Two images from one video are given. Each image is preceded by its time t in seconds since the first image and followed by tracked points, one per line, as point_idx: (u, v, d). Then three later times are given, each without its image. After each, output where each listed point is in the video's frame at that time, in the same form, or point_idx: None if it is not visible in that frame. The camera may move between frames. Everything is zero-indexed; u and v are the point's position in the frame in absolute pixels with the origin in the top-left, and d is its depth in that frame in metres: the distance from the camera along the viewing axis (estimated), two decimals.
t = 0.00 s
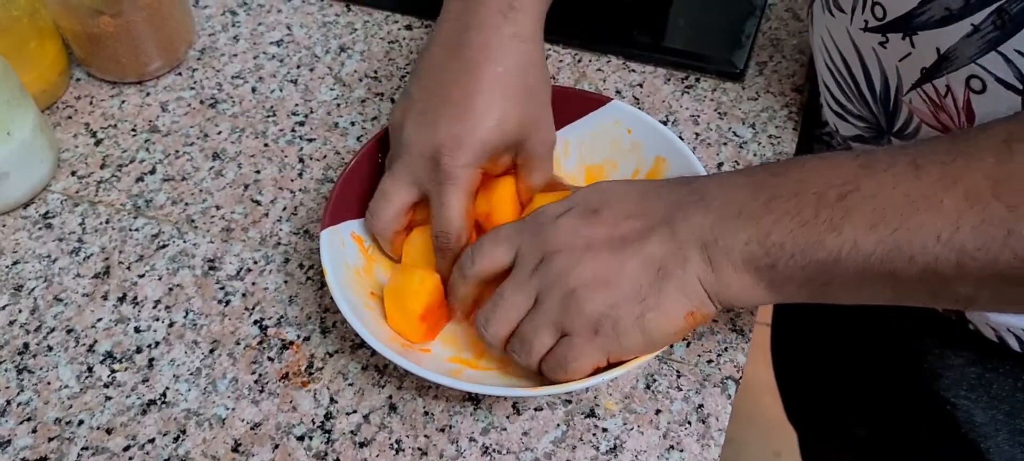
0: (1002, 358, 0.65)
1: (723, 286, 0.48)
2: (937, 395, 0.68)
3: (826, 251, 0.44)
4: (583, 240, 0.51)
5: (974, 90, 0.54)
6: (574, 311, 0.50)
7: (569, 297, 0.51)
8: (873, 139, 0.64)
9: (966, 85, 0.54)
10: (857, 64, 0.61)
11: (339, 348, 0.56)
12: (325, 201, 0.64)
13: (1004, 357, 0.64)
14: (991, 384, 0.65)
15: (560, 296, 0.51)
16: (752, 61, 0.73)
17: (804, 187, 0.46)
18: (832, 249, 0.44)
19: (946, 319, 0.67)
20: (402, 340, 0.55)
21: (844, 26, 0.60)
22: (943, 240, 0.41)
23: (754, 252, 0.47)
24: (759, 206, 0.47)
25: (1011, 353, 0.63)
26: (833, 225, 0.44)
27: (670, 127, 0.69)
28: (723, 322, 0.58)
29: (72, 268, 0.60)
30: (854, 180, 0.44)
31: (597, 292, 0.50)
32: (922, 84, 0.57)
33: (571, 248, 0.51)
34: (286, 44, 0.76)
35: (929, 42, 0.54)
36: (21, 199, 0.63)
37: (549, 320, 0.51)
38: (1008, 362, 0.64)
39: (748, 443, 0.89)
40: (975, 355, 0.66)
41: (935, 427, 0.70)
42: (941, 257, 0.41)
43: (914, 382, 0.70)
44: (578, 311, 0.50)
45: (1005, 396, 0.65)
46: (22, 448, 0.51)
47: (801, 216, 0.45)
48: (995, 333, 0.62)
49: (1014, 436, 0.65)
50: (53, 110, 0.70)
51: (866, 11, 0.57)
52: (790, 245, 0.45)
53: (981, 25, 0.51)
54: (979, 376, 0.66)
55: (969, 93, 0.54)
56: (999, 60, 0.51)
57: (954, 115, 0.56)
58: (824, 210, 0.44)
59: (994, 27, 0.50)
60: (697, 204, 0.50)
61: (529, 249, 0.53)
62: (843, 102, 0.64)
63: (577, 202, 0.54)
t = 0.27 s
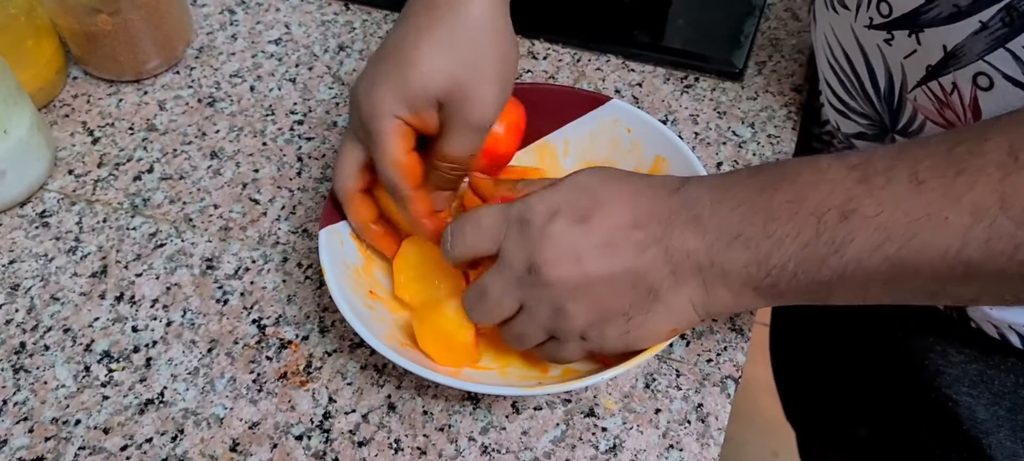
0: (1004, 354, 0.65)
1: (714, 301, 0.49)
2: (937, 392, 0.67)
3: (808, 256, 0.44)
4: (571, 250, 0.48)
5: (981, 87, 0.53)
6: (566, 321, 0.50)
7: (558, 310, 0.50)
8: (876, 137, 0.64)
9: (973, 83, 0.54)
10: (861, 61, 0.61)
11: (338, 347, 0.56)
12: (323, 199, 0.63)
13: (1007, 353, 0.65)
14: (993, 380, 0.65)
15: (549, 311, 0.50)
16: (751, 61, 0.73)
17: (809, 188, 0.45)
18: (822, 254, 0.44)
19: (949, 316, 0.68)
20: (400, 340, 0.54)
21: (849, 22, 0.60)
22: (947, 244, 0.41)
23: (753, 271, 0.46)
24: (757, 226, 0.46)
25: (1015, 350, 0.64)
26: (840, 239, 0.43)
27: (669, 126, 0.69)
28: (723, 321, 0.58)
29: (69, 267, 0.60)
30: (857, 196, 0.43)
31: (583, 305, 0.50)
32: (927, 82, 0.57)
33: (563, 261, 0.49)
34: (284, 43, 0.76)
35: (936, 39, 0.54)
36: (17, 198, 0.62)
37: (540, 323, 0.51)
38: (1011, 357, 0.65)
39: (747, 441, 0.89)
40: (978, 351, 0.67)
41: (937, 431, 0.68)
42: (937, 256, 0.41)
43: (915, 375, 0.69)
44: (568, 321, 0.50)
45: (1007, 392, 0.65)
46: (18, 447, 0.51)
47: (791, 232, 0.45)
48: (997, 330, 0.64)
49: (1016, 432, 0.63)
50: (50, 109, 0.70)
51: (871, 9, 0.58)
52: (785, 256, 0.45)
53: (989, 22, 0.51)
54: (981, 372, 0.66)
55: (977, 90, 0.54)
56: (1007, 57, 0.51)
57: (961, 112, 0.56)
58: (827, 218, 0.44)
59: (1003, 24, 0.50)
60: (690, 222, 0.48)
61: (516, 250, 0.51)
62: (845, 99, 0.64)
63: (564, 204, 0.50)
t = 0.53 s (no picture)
0: (999, 352, 0.66)
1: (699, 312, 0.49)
2: (934, 390, 0.67)
3: (803, 265, 0.43)
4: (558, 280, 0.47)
5: (974, 82, 0.53)
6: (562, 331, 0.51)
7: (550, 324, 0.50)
8: (871, 133, 0.64)
9: (966, 78, 0.54)
10: (856, 57, 0.61)
11: (334, 347, 0.56)
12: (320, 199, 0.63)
13: (1002, 351, 0.66)
14: (988, 379, 0.66)
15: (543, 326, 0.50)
16: (748, 61, 0.73)
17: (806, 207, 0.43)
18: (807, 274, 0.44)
19: (946, 315, 0.68)
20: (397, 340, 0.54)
21: (844, 18, 0.60)
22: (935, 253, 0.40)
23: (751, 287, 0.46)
24: (740, 250, 0.45)
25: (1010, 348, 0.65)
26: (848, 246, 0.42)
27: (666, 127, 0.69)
28: (719, 322, 0.58)
29: (66, 267, 0.60)
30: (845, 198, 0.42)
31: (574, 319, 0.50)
32: (921, 77, 0.56)
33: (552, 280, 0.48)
34: (281, 43, 0.76)
35: (930, 34, 0.54)
36: (15, 198, 0.62)
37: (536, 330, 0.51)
38: (1007, 355, 0.66)
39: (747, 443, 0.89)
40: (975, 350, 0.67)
41: (936, 431, 0.68)
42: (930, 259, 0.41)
43: (913, 375, 0.69)
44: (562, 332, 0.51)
45: (1002, 391, 0.65)
46: (15, 447, 0.51)
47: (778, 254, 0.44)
48: (992, 329, 0.64)
49: (1011, 430, 0.64)
50: (48, 110, 0.70)
51: (865, 4, 0.58)
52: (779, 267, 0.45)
53: (982, 17, 0.51)
54: (976, 370, 0.66)
55: (970, 85, 0.54)
56: (1000, 52, 0.51)
57: (955, 108, 0.56)
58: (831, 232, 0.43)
59: (996, 18, 0.50)
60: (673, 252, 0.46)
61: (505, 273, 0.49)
62: (840, 96, 0.64)
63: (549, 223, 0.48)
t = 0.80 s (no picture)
0: (995, 355, 0.64)
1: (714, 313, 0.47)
2: (931, 392, 0.67)
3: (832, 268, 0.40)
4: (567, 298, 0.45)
5: (966, 87, 0.54)
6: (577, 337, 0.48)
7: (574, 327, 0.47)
8: (865, 135, 0.64)
9: (958, 82, 0.54)
10: (850, 59, 0.61)
11: (333, 349, 0.56)
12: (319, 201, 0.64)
13: (998, 354, 0.64)
14: (984, 382, 0.65)
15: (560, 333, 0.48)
16: (746, 63, 0.73)
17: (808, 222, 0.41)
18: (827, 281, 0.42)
19: (942, 319, 0.67)
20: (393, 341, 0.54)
21: (837, 21, 0.60)
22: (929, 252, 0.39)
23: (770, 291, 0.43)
24: (763, 266, 0.42)
25: (1005, 351, 0.63)
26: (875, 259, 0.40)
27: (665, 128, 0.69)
28: (717, 323, 0.58)
29: (66, 269, 0.60)
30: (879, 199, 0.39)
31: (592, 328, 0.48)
32: (914, 80, 0.57)
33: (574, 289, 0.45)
34: (280, 45, 0.76)
35: (922, 38, 0.54)
36: (15, 200, 0.63)
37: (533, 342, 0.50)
38: (1002, 359, 0.64)
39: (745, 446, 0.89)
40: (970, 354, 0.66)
41: (937, 433, 0.68)
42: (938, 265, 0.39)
43: (911, 378, 0.69)
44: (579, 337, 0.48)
45: (998, 394, 0.64)
46: (15, 448, 0.51)
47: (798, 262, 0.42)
48: (987, 332, 0.62)
49: (1007, 434, 0.64)
50: (48, 111, 0.70)
51: (858, 7, 0.57)
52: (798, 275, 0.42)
53: (974, 21, 0.51)
54: (972, 373, 0.65)
55: (962, 89, 0.54)
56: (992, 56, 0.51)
57: (947, 111, 0.56)
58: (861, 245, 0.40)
59: (987, 22, 0.50)
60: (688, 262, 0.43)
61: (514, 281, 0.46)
62: (835, 98, 0.64)
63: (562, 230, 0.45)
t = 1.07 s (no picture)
0: (990, 361, 0.66)
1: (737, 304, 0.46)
2: (928, 394, 0.69)
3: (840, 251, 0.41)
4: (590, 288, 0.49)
5: (959, 94, 0.53)
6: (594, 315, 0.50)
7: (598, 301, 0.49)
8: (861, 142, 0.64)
9: (952, 90, 0.53)
10: (846, 66, 0.61)
11: (332, 351, 0.56)
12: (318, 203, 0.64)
13: (992, 361, 0.66)
14: (979, 386, 0.67)
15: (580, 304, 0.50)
16: (746, 65, 0.73)
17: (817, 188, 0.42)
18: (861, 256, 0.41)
19: (938, 322, 0.69)
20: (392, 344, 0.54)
21: (834, 28, 0.61)
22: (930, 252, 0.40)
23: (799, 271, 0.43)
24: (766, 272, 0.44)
25: (996, 356, 0.65)
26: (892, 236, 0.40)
27: (664, 130, 0.69)
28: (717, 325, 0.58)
29: (66, 271, 0.60)
30: (940, 200, 0.39)
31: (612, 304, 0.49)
32: (908, 89, 0.56)
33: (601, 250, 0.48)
34: (280, 47, 0.76)
35: (916, 46, 0.54)
36: (14, 202, 0.63)
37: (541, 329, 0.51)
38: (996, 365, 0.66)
39: None
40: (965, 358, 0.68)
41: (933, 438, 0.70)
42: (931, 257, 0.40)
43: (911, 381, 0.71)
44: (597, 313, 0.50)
45: (994, 398, 0.66)
46: (14, 451, 0.51)
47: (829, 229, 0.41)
48: (984, 335, 0.64)
49: (1002, 438, 0.66)
50: (47, 113, 0.70)
51: (854, 15, 0.58)
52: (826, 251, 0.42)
53: (967, 29, 0.50)
54: (967, 378, 0.67)
55: (955, 97, 0.53)
56: (985, 65, 0.51)
57: (941, 119, 0.56)
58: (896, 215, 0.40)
59: (980, 31, 0.50)
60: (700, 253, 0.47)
61: (564, 247, 0.49)
62: (831, 104, 0.64)
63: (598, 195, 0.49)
